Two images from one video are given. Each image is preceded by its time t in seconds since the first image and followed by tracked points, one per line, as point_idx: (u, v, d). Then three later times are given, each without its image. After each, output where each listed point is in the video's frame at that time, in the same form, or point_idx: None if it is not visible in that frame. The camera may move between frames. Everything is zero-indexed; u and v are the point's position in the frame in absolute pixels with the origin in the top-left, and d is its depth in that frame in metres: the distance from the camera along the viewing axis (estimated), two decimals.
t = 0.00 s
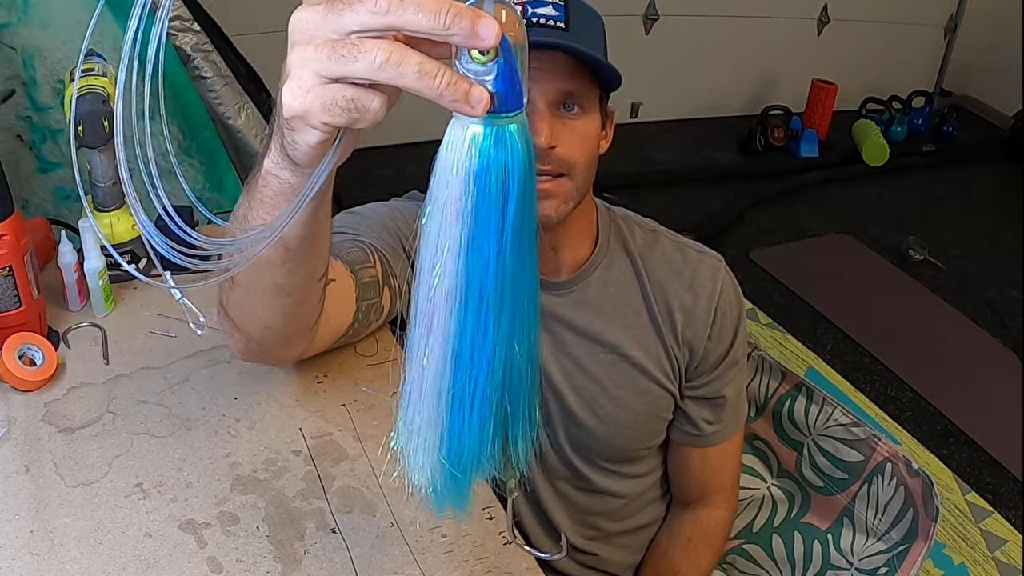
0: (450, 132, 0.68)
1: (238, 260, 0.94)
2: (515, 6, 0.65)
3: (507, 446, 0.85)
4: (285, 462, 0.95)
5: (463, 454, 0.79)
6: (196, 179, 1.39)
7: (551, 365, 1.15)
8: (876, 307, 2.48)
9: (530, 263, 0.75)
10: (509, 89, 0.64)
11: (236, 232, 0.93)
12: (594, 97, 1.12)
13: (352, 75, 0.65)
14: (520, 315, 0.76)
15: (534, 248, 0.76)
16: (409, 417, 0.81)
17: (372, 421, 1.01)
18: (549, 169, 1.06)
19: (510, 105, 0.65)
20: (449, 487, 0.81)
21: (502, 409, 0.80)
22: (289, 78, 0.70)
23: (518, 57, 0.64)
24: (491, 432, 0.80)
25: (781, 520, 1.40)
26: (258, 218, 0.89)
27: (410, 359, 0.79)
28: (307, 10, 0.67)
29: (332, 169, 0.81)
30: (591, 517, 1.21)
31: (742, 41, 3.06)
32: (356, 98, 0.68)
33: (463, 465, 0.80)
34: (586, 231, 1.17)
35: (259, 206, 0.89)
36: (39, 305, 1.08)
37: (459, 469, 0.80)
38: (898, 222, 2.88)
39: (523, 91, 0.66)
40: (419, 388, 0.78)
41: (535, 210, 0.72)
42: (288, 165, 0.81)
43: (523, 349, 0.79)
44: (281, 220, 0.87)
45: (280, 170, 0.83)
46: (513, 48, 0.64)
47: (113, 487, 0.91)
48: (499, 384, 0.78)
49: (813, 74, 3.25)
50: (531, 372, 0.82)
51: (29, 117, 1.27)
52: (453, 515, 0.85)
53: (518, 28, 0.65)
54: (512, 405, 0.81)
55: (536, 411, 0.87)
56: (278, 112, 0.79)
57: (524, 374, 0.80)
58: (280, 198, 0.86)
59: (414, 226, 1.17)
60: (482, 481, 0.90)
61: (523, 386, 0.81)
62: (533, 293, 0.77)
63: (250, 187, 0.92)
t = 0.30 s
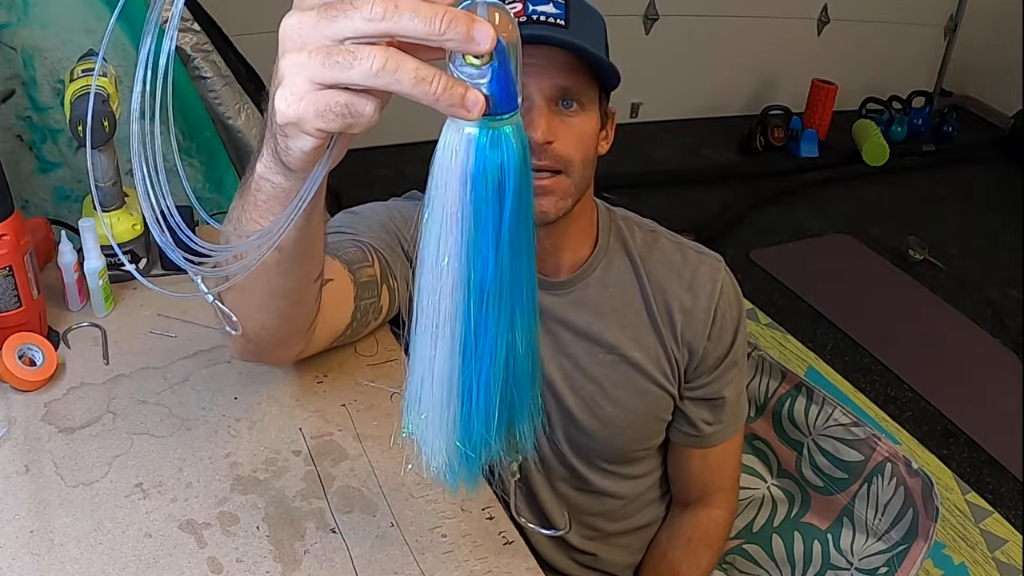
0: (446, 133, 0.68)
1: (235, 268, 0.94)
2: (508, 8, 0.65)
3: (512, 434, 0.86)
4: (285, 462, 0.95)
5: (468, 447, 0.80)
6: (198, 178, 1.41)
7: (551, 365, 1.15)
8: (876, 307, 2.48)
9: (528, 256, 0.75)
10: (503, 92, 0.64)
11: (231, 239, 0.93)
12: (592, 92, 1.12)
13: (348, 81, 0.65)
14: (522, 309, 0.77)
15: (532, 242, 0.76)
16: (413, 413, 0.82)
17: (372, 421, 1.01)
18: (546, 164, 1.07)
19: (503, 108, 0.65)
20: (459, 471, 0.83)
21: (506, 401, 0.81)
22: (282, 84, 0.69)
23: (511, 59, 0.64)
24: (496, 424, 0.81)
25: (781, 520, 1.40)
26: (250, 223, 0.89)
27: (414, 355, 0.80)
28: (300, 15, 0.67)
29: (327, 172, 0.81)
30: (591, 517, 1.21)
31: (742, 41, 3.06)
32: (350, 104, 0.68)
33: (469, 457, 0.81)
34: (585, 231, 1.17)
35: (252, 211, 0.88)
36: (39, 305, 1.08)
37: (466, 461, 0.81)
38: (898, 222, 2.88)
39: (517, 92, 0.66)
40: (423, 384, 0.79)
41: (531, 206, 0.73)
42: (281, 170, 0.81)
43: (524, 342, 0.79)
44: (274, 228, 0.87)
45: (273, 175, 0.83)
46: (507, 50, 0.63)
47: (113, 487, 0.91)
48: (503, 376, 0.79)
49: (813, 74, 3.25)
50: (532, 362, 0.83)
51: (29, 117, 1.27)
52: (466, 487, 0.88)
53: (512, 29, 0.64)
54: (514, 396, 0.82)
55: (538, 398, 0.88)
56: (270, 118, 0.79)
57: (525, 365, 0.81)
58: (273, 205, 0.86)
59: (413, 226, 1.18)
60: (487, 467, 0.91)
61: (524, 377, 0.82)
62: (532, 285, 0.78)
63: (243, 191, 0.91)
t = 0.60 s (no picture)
0: (442, 135, 0.68)
1: (235, 266, 0.94)
2: (506, 10, 0.65)
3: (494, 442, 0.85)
4: (285, 462, 0.95)
5: (450, 451, 0.80)
6: (199, 179, 1.37)
7: (551, 365, 1.15)
8: (877, 308, 2.48)
9: (519, 263, 0.75)
10: (499, 95, 0.65)
11: (230, 240, 0.93)
12: (598, 90, 1.13)
13: (344, 84, 0.65)
14: (510, 316, 0.77)
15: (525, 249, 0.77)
16: (394, 416, 0.81)
17: (372, 422, 1.01)
18: (552, 164, 1.06)
19: (500, 110, 0.66)
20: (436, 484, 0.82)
21: (491, 406, 0.81)
22: (279, 88, 0.69)
23: (507, 60, 0.64)
24: (478, 430, 0.80)
25: (780, 520, 1.39)
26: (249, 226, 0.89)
27: (398, 358, 0.79)
28: (296, 19, 0.67)
29: (324, 177, 0.81)
30: (592, 517, 1.21)
31: (742, 41, 3.06)
32: (346, 107, 0.68)
33: (449, 463, 0.81)
34: (586, 231, 1.17)
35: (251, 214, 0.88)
36: (39, 305, 1.08)
37: (446, 467, 0.81)
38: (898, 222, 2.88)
39: (514, 94, 0.66)
40: (406, 386, 0.79)
41: (525, 213, 0.73)
42: (280, 174, 0.81)
43: (511, 348, 0.79)
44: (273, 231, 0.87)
45: (271, 178, 0.83)
46: (504, 52, 0.64)
47: (113, 487, 0.91)
48: (488, 383, 0.79)
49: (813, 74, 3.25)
50: (519, 370, 0.83)
51: (29, 117, 1.27)
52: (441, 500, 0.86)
53: (509, 31, 0.65)
54: (498, 403, 0.82)
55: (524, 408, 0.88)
56: (268, 121, 0.79)
57: (511, 373, 0.81)
58: (271, 209, 0.86)
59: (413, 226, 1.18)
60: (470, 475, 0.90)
61: (511, 384, 0.82)
62: (522, 292, 0.78)
63: (242, 193, 0.91)
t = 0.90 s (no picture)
0: (447, 142, 0.68)
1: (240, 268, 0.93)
2: (510, 19, 0.66)
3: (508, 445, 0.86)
4: (285, 462, 0.95)
5: (465, 457, 0.80)
6: (199, 179, 1.37)
7: (551, 365, 1.15)
8: (877, 308, 2.48)
9: (528, 267, 0.76)
10: (504, 105, 0.64)
11: (231, 244, 0.93)
12: (599, 88, 1.13)
13: (349, 91, 0.65)
14: (521, 320, 0.77)
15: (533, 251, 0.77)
16: (409, 424, 0.82)
17: (372, 422, 1.01)
18: (552, 160, 1.07)
19: (505, 120, 0.65)
20: (451, 490, 0.82)
21: (504, 411, 0.81)
22: (281, 94, 0.69)
23: (514, 70, 0.64)
24: (493, 434, 0.81)
25: (779, 520, 1.40)
26: (252, 230, 0.89)
27: (412, 366, 0.80)
28: (301, 25, 0.67)
29: (326, 186, 0.81)
30: (592, 517, 1.21)
31: (742, 40, 3.06)
32: (350, 114, 0.68)
33: (465, 468, 0.81)
34: (586, 232, 1.17)
35: (254, 217, 0.88)
36: (39, 305, 1.08)
37: (461, 473, 0.81)
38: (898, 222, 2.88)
39: (519, 103, 0.66)
40: (420, 395, 0.79)
41: (532, 217, 0.73)
42: (282, 180, 0.81)
43: (522, 351, 0.80)
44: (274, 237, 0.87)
45: (274, 184, 0.83)
46: (509, 60, 0.64)
47: (113, 487, 0.91)
48: (501, 387, 0.79)
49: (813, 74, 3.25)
50: (529, 371, 0.83)
51: (29, 117, 1.27)
52: (461, 504, 0.87)
53: (514, 39, 0.65)
54: (511, 406, 0.82)
55: (536, 409, 0.89)
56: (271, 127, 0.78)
57: (522, 375, 0.81)
58: (274, 215, 0.86)
59: (413, 226, 1.18)
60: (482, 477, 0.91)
61: (522, 387, 0.82)
62: (532, 295, 0.78)
63: (245, 197, 0.91)
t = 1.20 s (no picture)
0: (437, 138, 0.68)
1: (238, 265, 0.93)
2: (498, 12, 0.65)
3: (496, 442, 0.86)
4: (285, 462, 0.95)
5: (452, 454, 0.80)
6: (199, 179, 1.37)
7: (552, 364, 1.15)
8: (877, 308, 2.48)
9: (518, 263, 0.76)
10: (494, 98, 0.64)
11: (226, 244, 0.93)
12: (598, 88, 1.13)
13: (337, 87, 0.65)
14: (509, 316, 0.77)
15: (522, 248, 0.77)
16: (396, 421, 0.81)
17: (372, 422, 1.01)
18: (552, 158, 1.07)
19: (494, 114, 0.65)
20: (438, 486, 0.82)
21: (491, 407, 0.81)
22: (271, 92, 0.69)
23: (503, 62, 0.64)
24: (479, 431, 0.81)
25: (780, 520, 1.40)
26: (246, 228, 0.89)
27: (399, 362, 0.79)
28: (288, 23, 0.67)
29: (319, 182, 0.81)
30: (592, 517, 1.21)
31: (742, 41, 3.06)
32: (340, 111, 0.68)
33: (452, 465, 0.81)
34: (585, 231, 1.17)
35: (247, 216, 0.88)
36: (39, 305, 1.08)
37: (448, 470, 0.81)
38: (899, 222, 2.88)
39: (509, 97, 0.66)
40: (407, 391, 0.79)
41: (522, 213, 0.73)
42: (276, 179, 0.82)
43: (510, 348, 0.80)
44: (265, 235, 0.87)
45: (267, 184, 0.84)
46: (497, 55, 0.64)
47: (113, 487, 0.91)
48: (488, 383, 0.79)
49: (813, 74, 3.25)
50: (518, 368, 0.83)
51: (29, 117, 1.27)
52: (446, 501, 0.87)
53: (503, 33, 0.65)
54: (498, 403, 0.82)
55: (524, 406, 0.89)
56: (263, 126, 0.79)
57: (510, 372, 0.81)
58: (267, 214, 0.86)
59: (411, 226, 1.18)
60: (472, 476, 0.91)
61: (510, 384, 0.82)
62: (520, 291, 0.78)
63: (240, 195, 0.91)
